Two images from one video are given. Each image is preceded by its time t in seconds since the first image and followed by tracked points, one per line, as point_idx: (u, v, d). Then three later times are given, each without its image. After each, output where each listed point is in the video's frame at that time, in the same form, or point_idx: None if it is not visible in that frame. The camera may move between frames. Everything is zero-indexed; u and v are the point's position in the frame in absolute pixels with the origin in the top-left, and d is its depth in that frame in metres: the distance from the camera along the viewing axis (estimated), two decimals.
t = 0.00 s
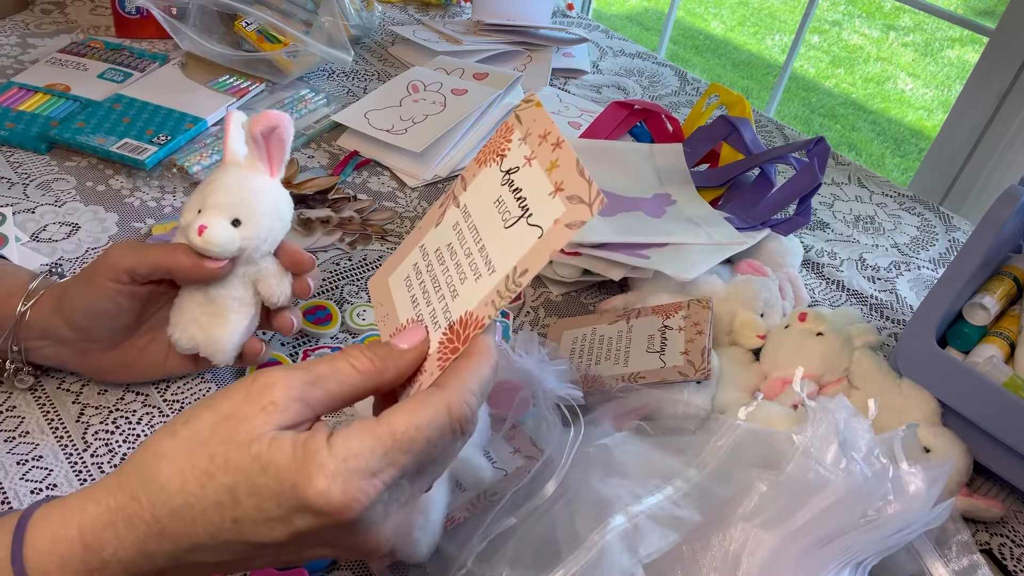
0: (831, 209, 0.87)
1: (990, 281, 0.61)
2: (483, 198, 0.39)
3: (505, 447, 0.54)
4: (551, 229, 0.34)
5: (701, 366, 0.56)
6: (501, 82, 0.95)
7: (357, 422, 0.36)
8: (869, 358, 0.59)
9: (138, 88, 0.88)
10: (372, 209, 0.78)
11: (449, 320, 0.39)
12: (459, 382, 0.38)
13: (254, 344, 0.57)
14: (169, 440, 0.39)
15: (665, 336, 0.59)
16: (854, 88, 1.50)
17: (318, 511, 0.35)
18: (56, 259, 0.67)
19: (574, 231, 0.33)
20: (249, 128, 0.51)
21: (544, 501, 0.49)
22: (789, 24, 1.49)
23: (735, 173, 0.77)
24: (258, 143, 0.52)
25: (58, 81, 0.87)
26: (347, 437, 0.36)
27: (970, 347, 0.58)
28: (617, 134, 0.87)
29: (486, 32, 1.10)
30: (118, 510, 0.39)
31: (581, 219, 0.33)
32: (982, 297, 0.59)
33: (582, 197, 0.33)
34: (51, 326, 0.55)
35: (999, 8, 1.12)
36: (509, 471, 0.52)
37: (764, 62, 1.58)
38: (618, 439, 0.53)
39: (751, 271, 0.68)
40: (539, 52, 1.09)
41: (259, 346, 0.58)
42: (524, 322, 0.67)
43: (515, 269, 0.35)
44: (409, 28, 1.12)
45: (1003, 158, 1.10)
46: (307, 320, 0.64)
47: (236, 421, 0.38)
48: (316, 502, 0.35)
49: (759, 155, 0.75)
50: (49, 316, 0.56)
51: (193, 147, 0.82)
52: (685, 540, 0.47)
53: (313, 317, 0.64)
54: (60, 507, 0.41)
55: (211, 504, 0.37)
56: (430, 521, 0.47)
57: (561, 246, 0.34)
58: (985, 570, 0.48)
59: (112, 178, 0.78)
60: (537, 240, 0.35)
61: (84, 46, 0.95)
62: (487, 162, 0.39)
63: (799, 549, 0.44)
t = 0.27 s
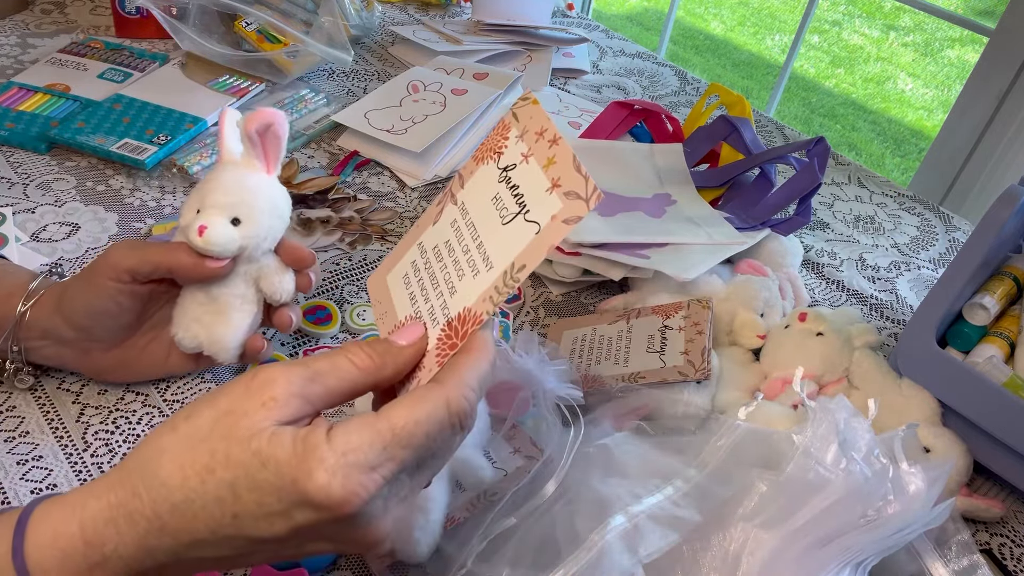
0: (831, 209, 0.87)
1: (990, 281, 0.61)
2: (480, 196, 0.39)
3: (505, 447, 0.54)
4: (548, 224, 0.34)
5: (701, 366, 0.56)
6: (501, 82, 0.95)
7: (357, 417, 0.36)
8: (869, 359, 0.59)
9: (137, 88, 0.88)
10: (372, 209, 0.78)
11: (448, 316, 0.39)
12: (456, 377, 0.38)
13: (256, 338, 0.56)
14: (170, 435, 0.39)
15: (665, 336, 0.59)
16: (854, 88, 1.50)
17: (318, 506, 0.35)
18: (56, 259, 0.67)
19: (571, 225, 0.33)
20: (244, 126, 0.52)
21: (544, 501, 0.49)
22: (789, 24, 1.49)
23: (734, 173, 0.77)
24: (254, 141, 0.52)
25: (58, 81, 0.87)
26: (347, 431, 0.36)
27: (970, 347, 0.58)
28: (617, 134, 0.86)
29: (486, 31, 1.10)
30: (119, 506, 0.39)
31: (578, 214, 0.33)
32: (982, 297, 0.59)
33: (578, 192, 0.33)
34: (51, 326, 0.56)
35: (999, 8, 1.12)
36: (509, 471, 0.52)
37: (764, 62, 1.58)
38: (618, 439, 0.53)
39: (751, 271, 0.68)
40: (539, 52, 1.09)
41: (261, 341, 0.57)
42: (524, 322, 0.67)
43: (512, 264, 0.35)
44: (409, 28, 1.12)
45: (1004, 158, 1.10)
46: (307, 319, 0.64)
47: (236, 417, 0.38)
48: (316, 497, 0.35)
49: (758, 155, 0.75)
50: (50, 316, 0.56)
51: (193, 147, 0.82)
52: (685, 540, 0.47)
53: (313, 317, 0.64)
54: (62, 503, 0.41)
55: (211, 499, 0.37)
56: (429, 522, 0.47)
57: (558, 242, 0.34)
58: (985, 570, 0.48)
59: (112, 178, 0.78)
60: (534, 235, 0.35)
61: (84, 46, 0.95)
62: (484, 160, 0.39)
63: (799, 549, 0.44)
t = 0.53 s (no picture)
0: (831, 209, 0.87)
1: (990, 281, 0.61)
2: (476, 191, 0.39)
3: (506, 447, 0.54)
4: (545, 218, 0.34)
5: (701, 366, 0.56)
6: (500, 82, 0.95)
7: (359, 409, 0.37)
8: (869, 359, 0.59)
9: (137, 88, 0.88)
10: (372, 209, 0.78)
11: (445, 310, 0.39)
12: (455, 370, 0.38)
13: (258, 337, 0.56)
14: (170, 430, 0.39)
15: (665, 336, 0.59)
16: (854, 88, 1.52)
17: (318, 498, 0.35)
18: (56, 259, 0.67)
19: (567, 220, 0.33)
20: (242, 127, 0.51)
21: (543, 501, 0.49)
22: (789, 24, 1.49)
23: (734, 173, 0.77)
24: (252, 142, 0.51)
25: (58, 81, 0.87)
26: (347, 424, 0.36)
27: (970, 347, 0.58)
28: (617, 134, 0.86)
29: (486, 31, 1.10)
30: (119, 500, 0.39)
31: (575, 208, 0.33)
32: (982, 297, 0.59)
33: (575, 185, 0.33)
34: (52, 326, 0.56)
35: (999, 8, 1.12)
36: (510, 471, 0.52)
37: (764, 62, 1.58)
38: (618, 439, 0.53)
39: (751, 271, 0.68)
40: (539, 52, 1.09)
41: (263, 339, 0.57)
42: (524, 322, 0.67)
43: (509, 258, 0.35)
44: (409, 28, 1.12)
45: (1003, 158, 1.10)
46: (307, 319, 0.64)
47: (236, 411, 0.38)
48: (317, 488, 0.35)
49: (758, 155, 0.75)
50: (51, 317, 0.56)
51: (193, 147, 0.82)
52: (684, 540, 0.46)
53: (313, 317, 0.64)
54: (64, 498, 0.41)
55: (212, 491, 0.37)
56: (429, 521, 0.47)
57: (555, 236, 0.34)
58: (985, 570, 0.48)
59: (112, 178, 0.78)
60: (531, 229, 0.35)
61: (84, 46, 0.95)
62: (481, 156, 0.40)
63: (799, 549, 0.44)
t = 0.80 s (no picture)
0: (831, 209, 0.87)
1: (990, 281, 0.61)
2: (476, 191, 0.39)
3: (506, 447, 0.54)
4: (544, 217, 0.34)
5: (701, 366, 0.56)
6: (500, 82, 0.95)
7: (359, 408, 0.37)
8: (869, 359, 0.59)
9: (137, 88, 0.88)
10: (372, 209, 0.78)
11: (445, 310, 0.39)
12: (455, 368, 0.38)
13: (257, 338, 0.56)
14: (170, 429, 0.39)
15: (665, 336, 0.59)
16: (854, 88, 1.52)
17: (319, 496, 0.35)
18: (56, 259, 0.67)
19: (566, 219, 0.33)
20: (247, 126, 0.51)
21: (543, 501, 0.49)
22: (789, 24, 1.49)
23: (734, 173, 0.77)
24: (258, 142, 0.52)
25: (58, 81, 0.87)
26: (347, 422, 0.36)
27: (970, 347, 0.58)
28: (617, 134, 0.86)
29: (486, 31, 1.10)
30: (120, 499, 0.39)
31: (574, 207, 0.33)
32: (982, 297, 0.59)
33: (574, 184, 0.33)
34: (53, 326, 0.56)
35: (999, 8, 1.11)
36: (509, 471, 0.52)
37: (764, 62, 1.58)
38: (618, 439, 0.53)
39: (751, 271, 0.68)
40: (539, 52, 1.09)
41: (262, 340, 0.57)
42: (524, 322, 0.67)
43: (508, 258, 0.35)
44: (409, 28, 1.12)
45: (1004, 158, 1.09)
46: (307, 320, 0.64)
47: (237, 410, 0.38)
48: (317, 486, 0.35)
49: (758, 155, 0.75)
50: (51, 316, 0.56)
51: (193, 147, 0.82)
52: (684, 540, 0.46)
53: (313, 317, 0.64)
54: (64, 498, 0.41)
55: (212, 491, 0.37)
56: (429, 521, 0.47)
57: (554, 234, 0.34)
58: (985, 570, 0.48)
59: (112, 178, 0.78)
60: (530, 228, 0.35)
61: (84, 46, 0.95)
62: (480, 156, 0.40)
63: (799, 549, 0.44)
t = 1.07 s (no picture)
0: (831, 209, 0.87)
1: (990, 281, 0.61)
2: (477, 193, 0.39)
3: (506, 447, 0.54)
4: (545, 220, 0.34)
5: (701, 366, 0.56)
6: (500, 82, 0.95)
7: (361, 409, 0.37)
8: (869, 359, 0.59)
9: (137, 88, 0.88)
10: (372, 209, 0.78)
11: (446, 311, 0.39)
12: (456, 368, 0.38)
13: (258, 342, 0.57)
14: (174, 428, 0.39)
15: (665, 336, 0.59)
16: (854, 88, 1.52)
17: (322, 494, 0.35)
18: (56, 259, 0.67)
19: (568, 223, 0.33)
20: (258, 128, 0.51)
21: (543, 501, 0.49)
22: (789, 24, 1.49)
23: (734, 173, 0.77)
24: (268, 145, 0.52)
25: (58, 81, 0.87)
26: (349, 421, 0.36)
27: (970, 347, 0.58)
28: (617, 134, 0.86)
29: (486, 31, 1.10)
30: (124, 497, 0.39)
31: (576, 211, 0.33)
32: (982, 297, 0.59)
33: (576, 188, 0.33)
34: (53, 327, 0.56)
35: (999, 8, 1.11)
36: (510, 471, 0.52)
37: (764, 62, 1.58)
38: (618, 439, 0.53)
39: (751, 271, 0.68)
40: (539, 52, 1.09)
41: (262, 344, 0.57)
42: (524, 322, 0.67)
43: (510, 260, 0.35)
44: (409, 28, 1.12)
45: (1004, 158, 1.09)
46: (307, 320, 0.64)
47: (240, 409, 0.38)
48: (319, 484, 0.35)
49: (758, 155, 0.75)
50: (52, 317, 0.56)
51: (193, 147, 0.82)
52: (684, 540, 0.46)
53: (313, 317, 0.64)
54: (67, 497, 0.41)
55: (216, 490, 0.37)
56: (429, 521, 0.47)
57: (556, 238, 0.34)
58: (985, 570, 0.48)
59: (112, 178, 0.78)
60: (532, 232, 0.35)
61: (84, 46, 0.95)
62: (481, 159, 0.40)
63: (799, 549, 0.44)
